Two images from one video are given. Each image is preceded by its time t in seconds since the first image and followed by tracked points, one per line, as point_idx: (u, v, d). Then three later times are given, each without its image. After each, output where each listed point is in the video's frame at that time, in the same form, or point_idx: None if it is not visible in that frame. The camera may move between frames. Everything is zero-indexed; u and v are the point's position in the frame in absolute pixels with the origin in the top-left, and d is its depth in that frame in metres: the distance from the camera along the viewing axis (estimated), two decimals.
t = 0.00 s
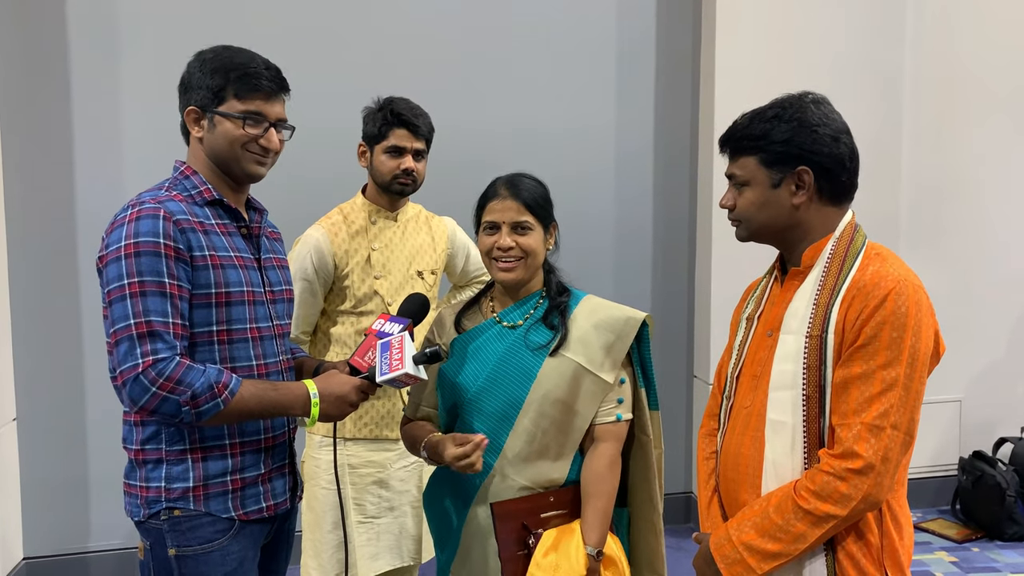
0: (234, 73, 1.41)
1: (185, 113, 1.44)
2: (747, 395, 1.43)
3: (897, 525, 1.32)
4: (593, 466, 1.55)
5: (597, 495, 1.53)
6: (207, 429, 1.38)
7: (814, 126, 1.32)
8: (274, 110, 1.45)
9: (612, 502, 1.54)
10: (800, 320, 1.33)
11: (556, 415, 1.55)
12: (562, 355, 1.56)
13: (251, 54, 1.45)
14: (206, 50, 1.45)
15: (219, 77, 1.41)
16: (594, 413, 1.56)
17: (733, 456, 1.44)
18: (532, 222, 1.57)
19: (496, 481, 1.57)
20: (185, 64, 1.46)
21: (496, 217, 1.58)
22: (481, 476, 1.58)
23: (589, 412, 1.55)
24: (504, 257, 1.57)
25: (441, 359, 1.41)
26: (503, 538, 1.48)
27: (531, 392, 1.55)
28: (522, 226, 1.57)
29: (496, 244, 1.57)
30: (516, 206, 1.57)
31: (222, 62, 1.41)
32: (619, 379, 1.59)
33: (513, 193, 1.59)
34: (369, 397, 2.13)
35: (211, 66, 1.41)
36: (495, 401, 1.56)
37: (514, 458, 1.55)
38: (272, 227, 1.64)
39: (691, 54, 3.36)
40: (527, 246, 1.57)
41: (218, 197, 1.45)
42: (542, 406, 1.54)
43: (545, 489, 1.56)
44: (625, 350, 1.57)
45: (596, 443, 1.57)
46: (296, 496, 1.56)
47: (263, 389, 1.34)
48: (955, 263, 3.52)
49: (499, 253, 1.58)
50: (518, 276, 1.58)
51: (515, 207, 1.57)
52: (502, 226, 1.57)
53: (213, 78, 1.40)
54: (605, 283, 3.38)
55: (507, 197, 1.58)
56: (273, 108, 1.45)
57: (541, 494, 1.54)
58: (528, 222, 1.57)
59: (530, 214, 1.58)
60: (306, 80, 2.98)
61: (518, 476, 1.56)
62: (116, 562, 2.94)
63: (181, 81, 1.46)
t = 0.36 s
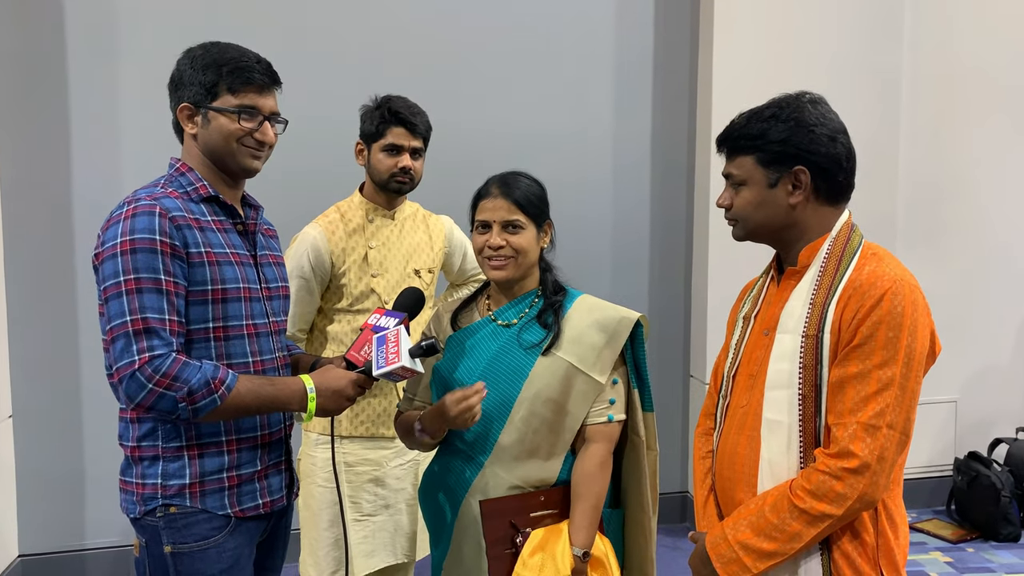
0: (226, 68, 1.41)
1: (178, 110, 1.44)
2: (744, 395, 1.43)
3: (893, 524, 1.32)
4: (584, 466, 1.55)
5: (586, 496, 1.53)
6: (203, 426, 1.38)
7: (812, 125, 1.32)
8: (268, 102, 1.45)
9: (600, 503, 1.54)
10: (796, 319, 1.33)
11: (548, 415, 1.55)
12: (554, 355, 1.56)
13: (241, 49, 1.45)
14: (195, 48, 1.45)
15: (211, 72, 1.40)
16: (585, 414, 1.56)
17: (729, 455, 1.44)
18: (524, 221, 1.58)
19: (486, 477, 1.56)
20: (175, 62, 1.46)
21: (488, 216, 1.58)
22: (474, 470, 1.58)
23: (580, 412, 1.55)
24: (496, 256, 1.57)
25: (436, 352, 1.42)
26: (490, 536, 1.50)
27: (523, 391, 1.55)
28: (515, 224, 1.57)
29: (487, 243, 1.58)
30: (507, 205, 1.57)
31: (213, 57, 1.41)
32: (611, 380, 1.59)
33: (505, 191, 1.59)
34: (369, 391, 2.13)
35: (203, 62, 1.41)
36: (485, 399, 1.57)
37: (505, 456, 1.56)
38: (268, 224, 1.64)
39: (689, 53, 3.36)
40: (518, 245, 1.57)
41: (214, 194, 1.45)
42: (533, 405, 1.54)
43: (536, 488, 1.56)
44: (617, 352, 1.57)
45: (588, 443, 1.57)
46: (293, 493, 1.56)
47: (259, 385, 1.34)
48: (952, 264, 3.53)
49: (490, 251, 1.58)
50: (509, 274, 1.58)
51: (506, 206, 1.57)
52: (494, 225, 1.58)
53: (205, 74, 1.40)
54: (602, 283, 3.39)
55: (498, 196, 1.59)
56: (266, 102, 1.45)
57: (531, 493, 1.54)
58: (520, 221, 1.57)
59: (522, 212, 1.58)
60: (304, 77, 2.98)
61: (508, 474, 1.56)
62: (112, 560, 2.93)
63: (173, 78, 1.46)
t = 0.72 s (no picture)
0: (237, 73, 1.40)
1: (182, 108, 1.43)
2: (741, 394, 1.43)
3: (890, 523, 1.32)
4: (587, 466, 1.55)
5: (589, 495, 1.52)
6: (199, 425, 1.37)
7: (810, 126, 1.32)
8: (275, 113, 1.46)
9: (604, 502, 1.54)
10: (794, 319, 1.33)
11: (548, 416, 1.55)
12: (553, 356, 1.56)
13: (253, 53, 1.45)
14: (209, 46, 1.43)
15: (222, 75, 1.40)
16: (586, 414, 1.56)
17: (727, 455, 1.44)
18: (517, 225, 1.57)
19: (488, 480, 1.57)
20: (183, 59, 1.44)
21: (480, 222, 1.57)
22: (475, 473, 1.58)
23: (581, 412, 1.55)
24: (490, 263, 1.58)
25: (433, 354, 1.41)
26: (494, 536, 1.52)
27: (522, 394, 1.55)
28: (508, 229, 1.57)
29: (482, 250, 1.57)
30: (499, 210, 1.57)
31: (224, 60, 1.40)
32: (611, 379, 1.59)
33: (494, 197, 1.58)
34: (364, 391, 2.12)
35: (213, 64, 1.40)
36: (485, 401, 1.56)
37: (507, 458, 1.56)
38: (264, 223, 1.63)
39: (687, 53, 3.36)
40: (513, 250, 1.57)
41: (211, 193, 1.45)
42: (533, 408, 1.54)
43: (539, 488, 1.56)
44: (616, 351, 1.57)
45: (590, 443, 1.57)
46: (290, 493, 1.56)
47: (255, 384, 1.34)
48: (951, 264, 3.54)
49: (485, 258, 1.58)
50: (507, 279, 1.58)
51: (498, 211, 1.57)
52: (487, 231, 1.57)
53: (215, 76, 1.40)
54: (600, 282, 3.39)
55: (489, 202, 1.58)
56: (273, 111, 1.45)
57: (533, 493, 1.54)
58: (513, 225, 1.57)
59: (514, 216, 1.57)
60: (301, 76, 2.97)
61: (511, 475, 1.56)
62: (109, 560, 2.93)
63: (179, 75, 1.45)
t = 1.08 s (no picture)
0: (238, 74, 1.40)
1: (183, 107, 1.42)
2: (738, 392, 1.44)
3: (888, 520, 1.33)
4: (585, 464, 1.55)
5: (586, 494, 1.53)
6: (196, 424, 1.37)
7: (808, 124, 1.32)
8: (275, 114, 1.45)
9: (601, 500, 1.54)
10: (791, 316, 1.33)
11: (547, 414, 1.55)
12: (552, 355, 1.56)
13: (254, 54, 1.45)
14: (212, 46, 1.43)
15: (223, 76, 1.40)
16: (585, 411, 1.57)
17: (724, 453, 1.44)
18: (512, 222, 1.57)
19: (485, 479, 1.57)
20: (185, 58, 1.44)
21: (476, 218, 1.59)
22: (472, 472, 1.58)
23: (580, 409, 1.56)
24: (484, 259, 1.58)
25: (430, 356, 1.41)
26: (491, 534, 1.51)
27: (520, 390, 1.55)
28: (502, 226, 1.57)
29: (477, 246, 1.58)
30: (495, 207, 1.57)
31: (226, 61, 1.40)
32: (610, 378, 1.60)
33: (493, 192, 1.59)
34: (362, 390, 2.12)
35: (215, 65, 1.40)
36: (484, 399, 1.56)
37: (504, 456, 1.56)
38: (263, 223, 1.63)
39: (686, 52, 3.36)
40: (507, 247, 1.56)
41: (210, 192, 1.45)
42: (532, 405, 1.54)
43: (536, 486, 1.56)
44: (614, 350, 1.57)
45: (588, 441, 1.57)
46: (286, 492, 1.56)
47: (251, 384, 1.34)
48: (950, 263, 3.54)
49: (479, 254, 1.58)
50: (500, 278, 1.59)
51: (493, 207, 1.57)
52: (483, 227, 1.58)
53: (217, 77, 1.39)
54: (598, 281, 3.39)
55: (486, 198, 1.58)
56: (273, 113, 1.45)
57: (531, 491, 1.54)
58: (508, 222, 1.57)
59: (509, 214, 1.57)
60: (299, 75, 2.97)
61: (508, 473, 1.56)
62: (108, 559, 2.93)
63: (181, 74, 1.44)
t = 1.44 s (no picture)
0: (230, 69, 1.40)
1: (178, 107, 1.43)
2: (739, 388, 1.44)
3: (888, 516, 1.33)
4: (578, 465, 1.55)
5: (577, 492, 1.53)
6: (198, 421, 1.37)
7: (806, 120, 1.32)
8: (269, 107, 1.45)
9: (593, 499, 1.54)
10: (791, 313, 1.33)
11: (541, 414, 1.55)
12: (546, 358, 1.56)
13: (246, 49, 1.45)
14: (202, 44, 1.43)
15: (215, 72, 1.40)
16: (580, 413, 1.56)
17: (725, 450, 1.44)
18: (502, 224, 1.56)
19: (478, 474, 1.58)
20: (176, 58, 1.44)
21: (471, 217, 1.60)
22: (466, 466, 1.59)
23: (574, 410, 1.55)
24: (476, 258, 1.58)
25: (430, 352, 1.41)
26: (479, 529, 1.52)
27: (514, 393, 1.55)
28: (492, 227, 1.57)
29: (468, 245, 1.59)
30: (487, 207, 1.58)
31: (217, 57, 1.40)
32: (609, 381, 1.59)
33: (492, 193, 1.59)
34: (362, 388, 2.12)
35: (206, 61, 1.40)
36: (479, 397, 1.57)
37: (497, 454, 1.56)
38: (263, 221, 1.63)
39: (686, 50, 3.36)
40: (495, 249, 1.56)
41: (210, 190, 1.45)
42: (526, 405, 1.55)
43: (528, 483, 1.56)
44: (611, 355, 1.56)
45: (584, 442, 1.57)
46: (288, 489, 1.56)
47: (253, 381, 1.34)
48: (951, 260, 3.54)
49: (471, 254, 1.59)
50: (489, 279, 1.59)
51: (485, 208, 1.58)
52: (476, 226, 1.59)
53: (209, 74, 1.40)
54: (599, 279, 3.39)
55: (483, 198, 1.59)
56: (268, 106, 1.45)
57: (522, 488, 1.54)
58: (497, 224, 1.57)
59: (501, 215, 1.56)
60: (299, 74, 2.98)
61: (500, 470, 1.57)
62: (109, 558, 2.93)
63: (174, 73, 1.45)
